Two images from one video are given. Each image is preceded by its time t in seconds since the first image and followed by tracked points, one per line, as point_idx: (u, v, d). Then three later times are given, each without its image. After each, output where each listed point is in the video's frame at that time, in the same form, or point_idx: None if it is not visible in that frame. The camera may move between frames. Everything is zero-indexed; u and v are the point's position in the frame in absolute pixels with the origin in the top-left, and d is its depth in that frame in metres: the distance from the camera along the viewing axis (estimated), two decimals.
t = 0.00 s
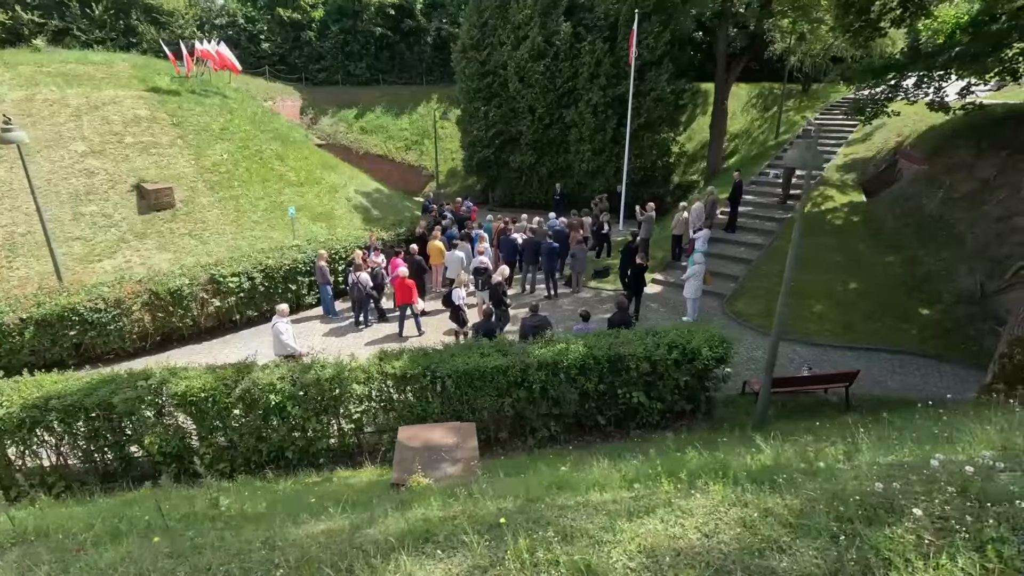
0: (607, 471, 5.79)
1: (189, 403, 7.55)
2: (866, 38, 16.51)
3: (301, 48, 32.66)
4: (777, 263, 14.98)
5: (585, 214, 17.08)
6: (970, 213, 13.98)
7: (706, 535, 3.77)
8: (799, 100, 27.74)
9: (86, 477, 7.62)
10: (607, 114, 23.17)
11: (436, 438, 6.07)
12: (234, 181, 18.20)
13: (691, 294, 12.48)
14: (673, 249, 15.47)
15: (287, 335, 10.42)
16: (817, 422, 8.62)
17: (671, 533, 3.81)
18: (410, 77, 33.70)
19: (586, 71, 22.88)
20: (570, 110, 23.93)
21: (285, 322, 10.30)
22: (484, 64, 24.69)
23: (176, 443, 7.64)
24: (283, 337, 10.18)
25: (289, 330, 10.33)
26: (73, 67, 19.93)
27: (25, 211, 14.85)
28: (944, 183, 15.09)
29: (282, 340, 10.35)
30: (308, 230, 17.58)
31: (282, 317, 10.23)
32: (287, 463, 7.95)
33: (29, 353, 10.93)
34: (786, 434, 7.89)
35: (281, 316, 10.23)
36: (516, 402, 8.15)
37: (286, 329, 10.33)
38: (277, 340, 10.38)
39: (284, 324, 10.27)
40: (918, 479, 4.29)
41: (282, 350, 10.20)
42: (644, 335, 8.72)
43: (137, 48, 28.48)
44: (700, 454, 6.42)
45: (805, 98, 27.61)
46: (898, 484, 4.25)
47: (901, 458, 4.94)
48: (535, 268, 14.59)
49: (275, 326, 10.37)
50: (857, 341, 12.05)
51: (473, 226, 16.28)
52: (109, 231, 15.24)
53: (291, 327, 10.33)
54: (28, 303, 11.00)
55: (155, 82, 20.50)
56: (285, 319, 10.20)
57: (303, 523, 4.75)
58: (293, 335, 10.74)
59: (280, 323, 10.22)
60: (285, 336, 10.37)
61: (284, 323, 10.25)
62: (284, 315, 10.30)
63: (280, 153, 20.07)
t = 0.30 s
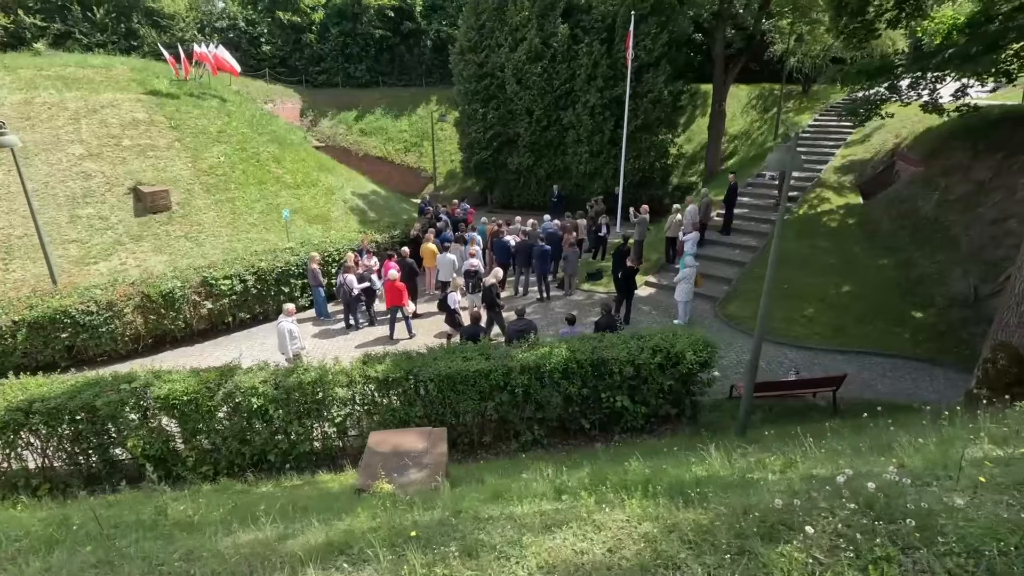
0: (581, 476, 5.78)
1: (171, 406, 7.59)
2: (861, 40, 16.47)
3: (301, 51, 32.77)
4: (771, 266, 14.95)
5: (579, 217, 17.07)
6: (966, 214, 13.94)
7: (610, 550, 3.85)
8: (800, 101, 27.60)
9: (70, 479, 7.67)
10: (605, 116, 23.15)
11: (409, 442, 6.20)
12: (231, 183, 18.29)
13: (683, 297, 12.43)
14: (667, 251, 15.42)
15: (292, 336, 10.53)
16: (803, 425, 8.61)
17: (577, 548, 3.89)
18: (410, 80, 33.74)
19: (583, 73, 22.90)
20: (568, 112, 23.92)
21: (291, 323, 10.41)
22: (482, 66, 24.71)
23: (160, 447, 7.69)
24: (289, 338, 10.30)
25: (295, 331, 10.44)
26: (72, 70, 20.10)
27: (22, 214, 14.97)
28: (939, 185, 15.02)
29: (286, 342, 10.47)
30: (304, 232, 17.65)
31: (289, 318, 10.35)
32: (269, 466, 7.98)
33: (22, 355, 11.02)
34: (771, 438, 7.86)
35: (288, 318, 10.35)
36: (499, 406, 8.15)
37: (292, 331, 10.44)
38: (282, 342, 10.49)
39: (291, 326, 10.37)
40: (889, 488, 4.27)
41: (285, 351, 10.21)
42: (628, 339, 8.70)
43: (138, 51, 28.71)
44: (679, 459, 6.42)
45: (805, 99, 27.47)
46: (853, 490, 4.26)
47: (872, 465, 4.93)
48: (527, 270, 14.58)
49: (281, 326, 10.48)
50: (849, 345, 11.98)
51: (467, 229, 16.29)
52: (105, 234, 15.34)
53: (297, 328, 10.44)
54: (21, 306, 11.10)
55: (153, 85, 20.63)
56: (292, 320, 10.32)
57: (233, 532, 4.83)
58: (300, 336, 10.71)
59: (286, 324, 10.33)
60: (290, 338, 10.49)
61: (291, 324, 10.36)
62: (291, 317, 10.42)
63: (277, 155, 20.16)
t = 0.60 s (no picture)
0: (554, 481, 5.78)
1: (156, 408, 7.68)
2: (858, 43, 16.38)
3: (304, 55, 33.05)
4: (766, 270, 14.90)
5: (575, 220, 17.09)
6: (963, 219, 13.83)
7: (508, 557, 3.86)
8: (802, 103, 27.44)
9: (58, 480, 7.78)
10: (604, 119, 23.16)
11: (377, 442, 6.32)
12: (230, 187, 18.46)
13: (674, 300, 12.40)
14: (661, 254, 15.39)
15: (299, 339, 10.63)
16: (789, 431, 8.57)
17: (478, 554, 3.90)
18: (412, 83, 33.89)
19: (582, 76, 22.93)
20: (567, 115, 23.94)
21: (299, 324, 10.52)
22: (481, 70, 24.80)
23: (145, 448, 7.78)
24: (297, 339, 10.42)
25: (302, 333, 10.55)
26: (76, 75, 20.40)
27: (23, 216, 15.19)
28: (937, 189, 14.92)
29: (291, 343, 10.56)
30: (301, 235, 17.78)
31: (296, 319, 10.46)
32: (253, 468, 8.05)
33: (18, 356, 11.18)
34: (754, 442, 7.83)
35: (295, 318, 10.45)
36: (481, 410, 8.18)
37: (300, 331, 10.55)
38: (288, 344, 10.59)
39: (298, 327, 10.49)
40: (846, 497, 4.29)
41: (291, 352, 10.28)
42: (611, 343, 8.71)
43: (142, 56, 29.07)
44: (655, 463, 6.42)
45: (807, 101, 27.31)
46: (803, 499, 4.28)
47: (840, 472, 4.92)
48: (520, 273, 14.62)
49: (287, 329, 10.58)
50: (840, 350, 11.91)
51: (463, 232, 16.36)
52: (104, 236, 15.53)
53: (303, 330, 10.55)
54: (17, 308, 11.27)
55: (155, 89, 20.88)
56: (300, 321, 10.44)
57: (176, 535, 4.94)
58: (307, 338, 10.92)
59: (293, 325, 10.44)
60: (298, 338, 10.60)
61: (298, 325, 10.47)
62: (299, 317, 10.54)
63: (276, 158, 20.32)
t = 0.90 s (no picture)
0: (529, 482, 5.84)
1: (144, 407, 7.81)
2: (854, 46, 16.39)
3: (306, 57, 33.28)
4: (759, 273, 14.93)
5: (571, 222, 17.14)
6: (957, 223, 13.83)
7: (419, 553, 3.94)
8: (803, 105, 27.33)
9: (49, 476, 7.92)
10: (602, 121, 23.20)
11: (353, 445, 6.44)
12: (229, 188, 18.64)
13: (665, 303, 12.44)
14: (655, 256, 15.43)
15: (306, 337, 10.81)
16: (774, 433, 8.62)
17: (395, 551, 3.96)
18: (414, 84, 34.01)
19: (581, 78, 22.99)
20: (566, 117, 23.99)
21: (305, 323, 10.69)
22: (480, 72, 24.90)
23: (133, 446, 7.91)
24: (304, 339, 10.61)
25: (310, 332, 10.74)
26: (79, 77, 20.66)
27: (25, 217, 15.42)
28: (932, 192, 14.92)
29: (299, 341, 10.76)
30: (299, 236, 17.92)
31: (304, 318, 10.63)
32: (240, 466, 8.16)
33: (15, 355, 11.36)
34: (736, 444, 7.88)
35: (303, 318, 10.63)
36: (465, 411, 8.27)
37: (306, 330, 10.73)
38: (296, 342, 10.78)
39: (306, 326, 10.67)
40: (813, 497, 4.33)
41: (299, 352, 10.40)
42: (596, 345, 8.78)
43: (146, 57, 29.42)
44: (632, 464, 6.49)
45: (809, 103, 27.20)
46: (753, 499, 4.35)
47: (808, 474, 4.97)
48: (513, 275, 14.69)
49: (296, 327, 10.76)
50: (831, 353, 11.93)
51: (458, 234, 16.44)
52: (104, 237, 15.73)
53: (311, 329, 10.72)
54: (15, 307, 11.45)
55: (157, 91, 21.10)
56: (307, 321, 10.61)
57: (151, 529, 5.06)
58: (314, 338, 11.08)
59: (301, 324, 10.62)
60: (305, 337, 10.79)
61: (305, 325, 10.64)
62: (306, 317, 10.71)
63: (275, 160, 20.48)
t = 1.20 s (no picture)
0: (504, 487, 5.89)
1: (132, 408, 7.91)
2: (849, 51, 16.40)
3: (308, 59, 33.50)
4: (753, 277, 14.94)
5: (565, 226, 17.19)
6: (951, 228, 13.79)
7: (340, 560, 3.96)
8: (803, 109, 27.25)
9: (39, 476, 8.04)
10: (600, 124, 23.23)
11: (326, 448, 6.54)
12: (227, 190, 18.79)
13: (655, 307, 12.47)
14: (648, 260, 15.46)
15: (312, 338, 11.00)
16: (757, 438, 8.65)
17: (316, 559, 3.99)
18: (415, 86, 34.11)
19: (579, 81, 23.05)
20: (564, 120, 24.03)
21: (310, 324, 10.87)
22: (479, 74, 25.00)
23: (121, 447, 8.02)
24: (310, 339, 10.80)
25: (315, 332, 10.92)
26: (81, 79, 20.90)
27: (25, 218, 15.61)
28: (926, 197, 14.90)
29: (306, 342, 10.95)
30: (295, 238, 18.05)
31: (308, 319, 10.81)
32: (227, 467, 8.26)
33: (11, 355, 11.50)
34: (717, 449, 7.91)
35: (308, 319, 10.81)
36: (449, 414, 8.33)
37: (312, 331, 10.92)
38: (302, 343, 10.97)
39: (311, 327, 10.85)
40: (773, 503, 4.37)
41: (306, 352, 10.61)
42: (580, 350, 8.82)
43: (149, 60, 29.73)
44: (609, 468, 6.53)
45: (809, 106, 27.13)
46: (707, 506, 4.38)
47: (777, 481, 5.01)
48: (506, 278, 14.75)
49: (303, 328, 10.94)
50: (821, 358, 11.92)
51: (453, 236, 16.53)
52: (103, 238, 15.90)
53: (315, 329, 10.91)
54: (12, 308, 11.61)
55: (158, 93, 21.30)
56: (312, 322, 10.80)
57: (126, 530, 5.15)
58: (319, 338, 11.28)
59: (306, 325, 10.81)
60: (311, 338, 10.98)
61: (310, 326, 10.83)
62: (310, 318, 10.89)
63: (274, 162, 20.63)
